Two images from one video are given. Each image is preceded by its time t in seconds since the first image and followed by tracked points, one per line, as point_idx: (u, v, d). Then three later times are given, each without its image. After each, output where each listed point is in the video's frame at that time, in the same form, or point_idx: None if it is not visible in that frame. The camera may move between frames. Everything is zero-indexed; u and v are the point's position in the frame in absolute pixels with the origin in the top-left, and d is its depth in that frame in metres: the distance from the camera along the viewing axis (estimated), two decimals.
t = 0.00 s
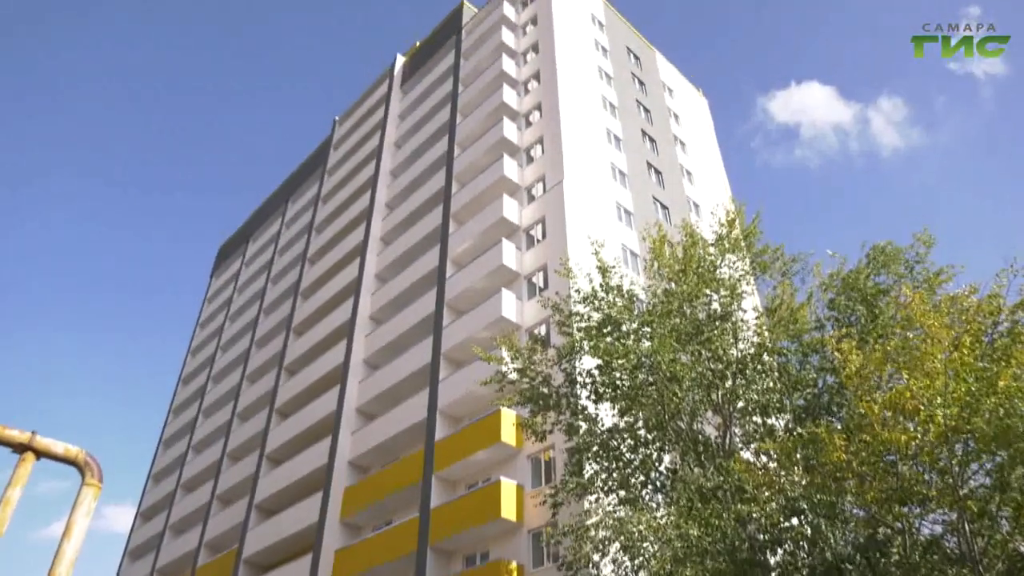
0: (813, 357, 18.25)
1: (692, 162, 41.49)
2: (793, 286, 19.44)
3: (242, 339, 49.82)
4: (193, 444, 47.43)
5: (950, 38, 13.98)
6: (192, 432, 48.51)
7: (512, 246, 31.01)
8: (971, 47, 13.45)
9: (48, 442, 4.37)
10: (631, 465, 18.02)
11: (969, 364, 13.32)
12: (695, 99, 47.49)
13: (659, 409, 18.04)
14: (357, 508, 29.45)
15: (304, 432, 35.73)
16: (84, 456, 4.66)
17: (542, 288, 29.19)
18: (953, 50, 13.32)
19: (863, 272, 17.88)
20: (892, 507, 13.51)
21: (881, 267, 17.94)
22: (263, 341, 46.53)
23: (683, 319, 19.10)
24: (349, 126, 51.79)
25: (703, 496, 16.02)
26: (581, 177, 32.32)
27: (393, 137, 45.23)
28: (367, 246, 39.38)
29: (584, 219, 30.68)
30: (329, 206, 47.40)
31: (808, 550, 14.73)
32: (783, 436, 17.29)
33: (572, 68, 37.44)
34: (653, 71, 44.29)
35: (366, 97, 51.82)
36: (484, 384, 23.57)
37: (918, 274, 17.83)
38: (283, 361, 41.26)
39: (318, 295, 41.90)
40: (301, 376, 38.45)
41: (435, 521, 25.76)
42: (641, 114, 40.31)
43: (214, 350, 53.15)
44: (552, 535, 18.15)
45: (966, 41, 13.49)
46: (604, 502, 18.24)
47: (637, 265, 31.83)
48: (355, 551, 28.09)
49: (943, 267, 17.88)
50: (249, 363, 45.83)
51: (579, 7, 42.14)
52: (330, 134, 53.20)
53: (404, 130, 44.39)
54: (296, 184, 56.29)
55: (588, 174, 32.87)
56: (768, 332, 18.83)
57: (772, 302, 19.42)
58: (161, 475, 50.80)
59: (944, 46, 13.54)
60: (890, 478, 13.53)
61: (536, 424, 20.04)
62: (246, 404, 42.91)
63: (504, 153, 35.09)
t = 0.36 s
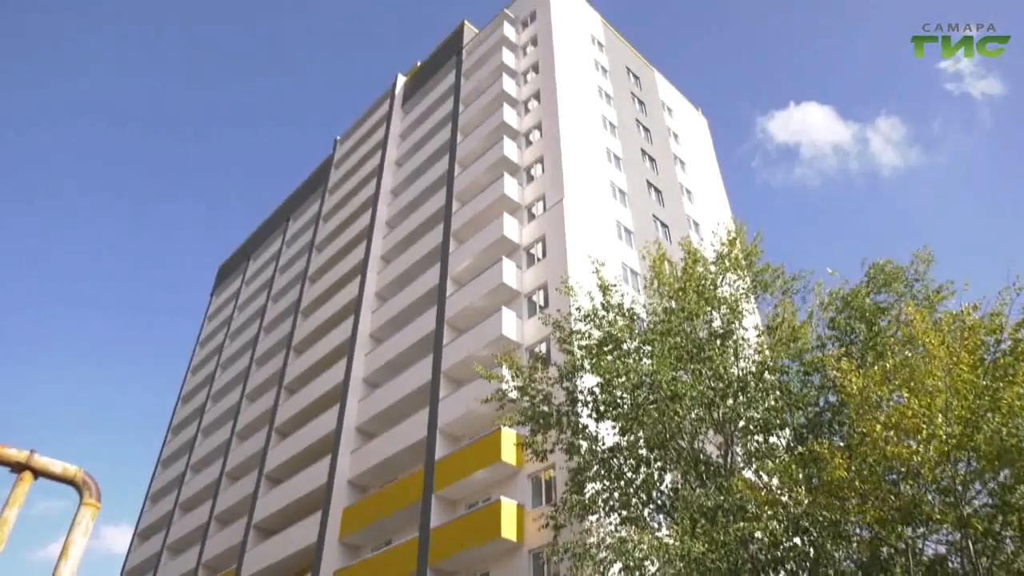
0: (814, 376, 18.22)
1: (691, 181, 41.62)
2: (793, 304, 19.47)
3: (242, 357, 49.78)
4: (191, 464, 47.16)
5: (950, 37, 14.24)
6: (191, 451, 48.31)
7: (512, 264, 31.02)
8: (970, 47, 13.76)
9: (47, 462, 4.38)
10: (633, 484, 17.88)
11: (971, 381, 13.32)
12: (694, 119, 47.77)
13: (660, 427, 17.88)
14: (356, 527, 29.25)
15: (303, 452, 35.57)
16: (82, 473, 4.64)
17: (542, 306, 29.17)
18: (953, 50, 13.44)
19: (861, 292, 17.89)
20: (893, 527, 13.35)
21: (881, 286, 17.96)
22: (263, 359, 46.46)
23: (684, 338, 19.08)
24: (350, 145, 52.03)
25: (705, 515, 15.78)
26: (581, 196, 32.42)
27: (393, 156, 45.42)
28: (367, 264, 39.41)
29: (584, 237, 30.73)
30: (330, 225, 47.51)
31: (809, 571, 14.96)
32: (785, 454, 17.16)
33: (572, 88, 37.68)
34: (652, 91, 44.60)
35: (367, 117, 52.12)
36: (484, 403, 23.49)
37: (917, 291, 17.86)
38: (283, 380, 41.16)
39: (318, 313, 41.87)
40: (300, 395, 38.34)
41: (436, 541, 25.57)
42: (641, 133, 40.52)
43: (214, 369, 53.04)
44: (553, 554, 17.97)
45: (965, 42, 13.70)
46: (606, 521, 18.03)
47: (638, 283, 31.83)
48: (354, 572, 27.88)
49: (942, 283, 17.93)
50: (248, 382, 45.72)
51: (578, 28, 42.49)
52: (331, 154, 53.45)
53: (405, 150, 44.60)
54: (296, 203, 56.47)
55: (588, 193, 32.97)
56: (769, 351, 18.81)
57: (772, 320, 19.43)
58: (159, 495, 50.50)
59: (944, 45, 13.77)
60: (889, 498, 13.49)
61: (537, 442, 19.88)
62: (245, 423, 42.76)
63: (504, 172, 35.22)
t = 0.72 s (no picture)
0: (815, 395, 18.17)
1: (691, 199, 41.75)
2: (793, 322, 19.42)
3: (241, 376, 49.69)
4: (190, 483, 46.90)
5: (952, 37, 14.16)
6: (190, 470, 48.08)
7: (512, 282, 31.02)
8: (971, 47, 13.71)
9: (45, 479, 4.37)
10: (634, 503, 17.81)
11: (972, 399, 13.29)
12: (694, 138, 48.01)
13: (661, 446, 17.75)
14: (355, 547, 29.04)
15: (302, 471, 35.40)
16: (81, 491, 4.63)
17: (542, 324, 29.13)
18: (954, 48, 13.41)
19: (861, 309, 17.88)
20: (897, 545, 13.37)
21: (880, 303, 17.95)
22: (262, 378, 46.36)
23: (684, 356, 19.04)
24: (351, 164, 52.22)
25: (705, 534, 15.50)
26: (581, 214, 32.49)
27: (394, 175, 45.58)
28: (368, 283, 39.44)
29: (585, 255, 30.76)
30: (330, 243, 47.58)
31: None
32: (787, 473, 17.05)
33: (572, 107, 37.91)
34: (652, 110, 44.87)
35: (367, 136, 52.36)
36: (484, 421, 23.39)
37: (916, 308, 17.84)
38: (283, 398, 41.04)
39: (318, 331, 41.83)
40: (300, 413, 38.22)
41: (435, 561, 25.38)
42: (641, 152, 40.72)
43: (213, 387, 52.88)
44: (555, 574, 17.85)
45: (966, 41, 13.65)
46: (608, 540, 17.98)
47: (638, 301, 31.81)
48: None
49: (940, 300, 17.96)
50: (247, 401, 45.58)
51: (578, 48, 42.81)
52: (332, 173, 53.63)
53: (405, 168, 44.75)
54: (297, 221, 56.58)
55: (588, 211, 33.06)
56: (770, 369, 18.83)
57: (773, 338, 19.43)
58: (157, 515, 50.20)
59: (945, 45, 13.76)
60: (896, 518, 13.41)
61: (538, 462, 19.80)
62: (245, 441, 42.60)
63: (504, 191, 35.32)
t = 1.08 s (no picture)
0: (816, 411, 18.05)
1: (691, 216, 41.84)
2: (794, 338, 19.39)
3: (241, 393, 49.60)
4: (188, 500, 46.65)
5: (950, 38, 14.56)
6: (188, 487, 47.83)
7: (512, 299, 31.02)
8: (969, 47, 14.06)
9: (42, 496, 4.35)
10: (635, 521, 17.64)
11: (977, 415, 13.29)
12: (693, 155, 48.16)
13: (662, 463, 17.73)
14: (355, 565, 28.85)
15: (301, 489, 35.22)
16: (78, 509, 4.61)
17: (542, 341, 29.10)
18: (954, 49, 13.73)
19: (860, 325, 17.88)
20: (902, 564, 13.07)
21: (878, 318, 17.90)
22: (262, 395, 46.25)
23: (684, 373, 19.00)
24: (352, 181, 52.39)
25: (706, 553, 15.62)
26: (581, 231, 32.53)
27: (394, 192, 45.71)
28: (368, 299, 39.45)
29: (585, 272, 30.79)
30: (330, 260, 47.64)
31: None
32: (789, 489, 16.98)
33: (572, 124, 38.08)
34: (651, 128, 45.05)
35: (368, 153, 52.57)
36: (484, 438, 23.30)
37: (915, 325, 17.79)
38: (282, 415, 40.90)
39: (318, 348, 41.78)
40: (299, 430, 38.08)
41: None
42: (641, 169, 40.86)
43: (213, 404, 52.73)
44: None
45: (966, 41, 14.00)
46: (610, 558, 17.81)
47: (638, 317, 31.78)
48: None
49: (939, 316, 17.88)
50: (247, 417, 45.43)
51: (578, 66, 43.07)
52: (333, 190, 53.80)
53: (406, 186, 44.89)
54: (298, 238, 56.68)
55: (588, 228, 33.12)
56: (771, 385, 18.77)
57: (773, 355, 19.39)
58: (155, 533, 49.88)
59: (944, 46, 14.08)
60: (903, 539, 13.27)
61: (539, 479, 19.70)
62: (244, 458, 42.43)
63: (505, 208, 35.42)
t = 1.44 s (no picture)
0: (817, 425, 18.06)
1: (691, 230, 41.90)
2: (794, 351, 19.39)
3: (240, 406, 49.50)
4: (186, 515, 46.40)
5: (950, 38, 14.78)
6: (187, 501, 47.60)
7: (512, 312, 31.02)
8: (969, 48, 14.25)
9: (40, 509, 4.35)
10: (635, 535, 17.51)
11: (982, 428, 13.31)
12: (693, 169, 48.29)
13: (662, 477, 17.65)
14: None
15: (301, 503, 35.05)
16: (75, 523, 4.61)
17: (542, 354, 29.09)
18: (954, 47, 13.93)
19: (859, 338, 17.91)
20: None
21: (877, 330, 17.91)
22: (261, 408, 46.13)
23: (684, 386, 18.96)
24: (352, 195, 52.50)
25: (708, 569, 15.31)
26: (581, 244, 32.58)
27: (395, 206, 45.80)
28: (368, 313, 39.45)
29: (585, 285, 30.81)
30: (331, 273, 47.66)
31: None
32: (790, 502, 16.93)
33: (571, 138, 38.22)
34: (651, 142, 45.21)
35: (369, 167, 52.73)
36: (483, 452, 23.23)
37: (914, 338, 17.80)
38: (282, 429, 40.78)
39: (318, 361, 41.73)
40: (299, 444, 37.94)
41: None
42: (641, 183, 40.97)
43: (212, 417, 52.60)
44: None
45: (966, 41, 14.19)
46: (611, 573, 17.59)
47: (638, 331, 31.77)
48: None
49: (939, 329, 17.86)
50: (246, 431, 45.30)
51: (578, 81, 43.28)
52: (334, 203, 53.92)
53: (406, 199, 45.00)
54: (298, 252, 56.74)
55: (588, 241, 33.16)
56: (771, 399, 18.74)
57: (773, 369, 19.41)
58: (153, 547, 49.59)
59: (944, 46, 14.28)
60: (901, 550, 13.06)
61: (538, 492, 19.61)
62: (243, 472, 42.27)
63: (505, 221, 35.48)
